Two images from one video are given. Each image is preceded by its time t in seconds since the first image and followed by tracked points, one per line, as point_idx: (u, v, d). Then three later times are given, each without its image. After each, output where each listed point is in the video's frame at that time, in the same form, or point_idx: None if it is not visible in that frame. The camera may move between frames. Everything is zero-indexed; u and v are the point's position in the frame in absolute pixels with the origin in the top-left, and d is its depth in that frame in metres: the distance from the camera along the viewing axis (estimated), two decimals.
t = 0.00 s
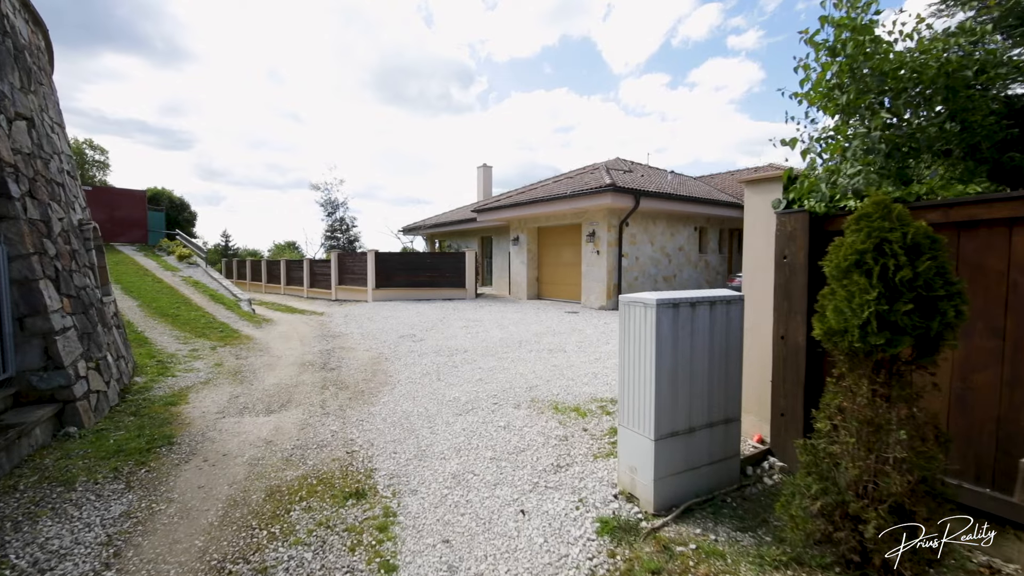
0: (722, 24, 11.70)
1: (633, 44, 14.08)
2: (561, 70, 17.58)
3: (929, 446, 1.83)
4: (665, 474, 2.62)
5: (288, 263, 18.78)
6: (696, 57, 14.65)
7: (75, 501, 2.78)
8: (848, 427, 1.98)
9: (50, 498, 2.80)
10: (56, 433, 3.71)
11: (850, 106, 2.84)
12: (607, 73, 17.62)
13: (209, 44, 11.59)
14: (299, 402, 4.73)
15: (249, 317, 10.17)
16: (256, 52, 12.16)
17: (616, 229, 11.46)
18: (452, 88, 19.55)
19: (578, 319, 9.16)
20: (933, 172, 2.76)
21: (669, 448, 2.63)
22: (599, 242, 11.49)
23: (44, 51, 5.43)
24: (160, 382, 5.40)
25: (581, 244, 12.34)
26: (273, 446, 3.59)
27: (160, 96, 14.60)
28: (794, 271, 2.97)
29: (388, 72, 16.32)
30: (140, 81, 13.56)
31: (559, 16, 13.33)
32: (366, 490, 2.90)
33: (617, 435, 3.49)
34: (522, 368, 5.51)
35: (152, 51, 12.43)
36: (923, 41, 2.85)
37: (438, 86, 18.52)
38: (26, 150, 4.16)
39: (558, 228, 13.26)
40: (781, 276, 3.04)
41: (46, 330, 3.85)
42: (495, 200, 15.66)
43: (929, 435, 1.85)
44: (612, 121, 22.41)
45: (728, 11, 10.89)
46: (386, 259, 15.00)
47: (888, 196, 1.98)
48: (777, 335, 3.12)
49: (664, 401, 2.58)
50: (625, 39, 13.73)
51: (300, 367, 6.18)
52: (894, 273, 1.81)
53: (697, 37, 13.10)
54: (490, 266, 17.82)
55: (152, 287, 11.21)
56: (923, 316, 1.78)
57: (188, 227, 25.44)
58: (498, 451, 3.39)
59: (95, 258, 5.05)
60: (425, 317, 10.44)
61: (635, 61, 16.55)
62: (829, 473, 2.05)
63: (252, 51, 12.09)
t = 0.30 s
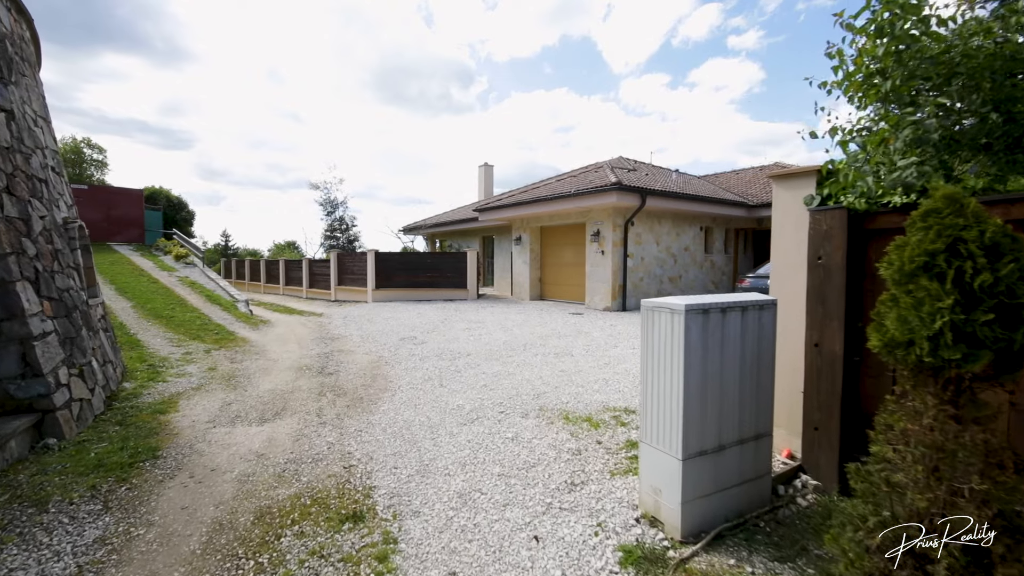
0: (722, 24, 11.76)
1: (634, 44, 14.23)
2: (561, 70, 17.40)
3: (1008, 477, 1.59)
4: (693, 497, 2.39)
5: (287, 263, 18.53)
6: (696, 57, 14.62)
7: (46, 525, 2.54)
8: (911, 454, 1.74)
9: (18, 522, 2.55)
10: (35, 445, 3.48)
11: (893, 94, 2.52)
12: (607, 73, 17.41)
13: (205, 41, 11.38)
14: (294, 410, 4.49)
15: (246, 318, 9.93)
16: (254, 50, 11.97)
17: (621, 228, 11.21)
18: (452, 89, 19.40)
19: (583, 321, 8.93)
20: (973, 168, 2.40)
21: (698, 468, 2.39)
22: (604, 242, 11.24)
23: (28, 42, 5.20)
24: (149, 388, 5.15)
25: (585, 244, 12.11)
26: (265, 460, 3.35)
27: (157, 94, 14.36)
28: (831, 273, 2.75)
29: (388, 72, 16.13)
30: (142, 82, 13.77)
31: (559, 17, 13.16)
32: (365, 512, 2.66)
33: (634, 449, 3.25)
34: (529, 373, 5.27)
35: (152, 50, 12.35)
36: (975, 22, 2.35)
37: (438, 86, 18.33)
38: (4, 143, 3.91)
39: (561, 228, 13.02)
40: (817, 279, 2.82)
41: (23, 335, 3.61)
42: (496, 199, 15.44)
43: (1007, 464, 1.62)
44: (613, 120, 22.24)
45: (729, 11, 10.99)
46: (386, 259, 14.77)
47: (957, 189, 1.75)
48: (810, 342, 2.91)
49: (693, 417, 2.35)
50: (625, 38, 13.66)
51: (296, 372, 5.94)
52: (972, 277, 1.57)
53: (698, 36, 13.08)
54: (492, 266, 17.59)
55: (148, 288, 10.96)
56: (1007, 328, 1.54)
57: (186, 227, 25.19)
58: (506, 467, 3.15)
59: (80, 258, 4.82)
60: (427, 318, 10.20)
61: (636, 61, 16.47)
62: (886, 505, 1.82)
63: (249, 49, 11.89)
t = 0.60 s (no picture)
0: (721, 23, 11.86)
1: (634, 45, 14.25)
2: (561, 70, 17.25)
3: None
4: (727, 523, 2.16)
5: (286, 262, 18.30)
6: (696, 56, 14.90)
7: (14, 552, 2.31)
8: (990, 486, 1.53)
9: None
10: (12, 459, 3.25)
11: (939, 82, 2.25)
12: (607, 72, 17.33)
13: (203, 40, 11.21)
14: (290, 418, 4.25)
15: (243, 320, 9.71)
16: (253, 50, 11.80)
17: (627, 228, 10.95)
18: (452, 89, 19.25)
19: (589, 323, 8.71)
20: None
21: (733, 491, 2.17)
22: (609, 242, 11.00)
23: (12, 34, 4.95)
24: (139, 395, 4.92)
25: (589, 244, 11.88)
26: (258, 475, 3.12)
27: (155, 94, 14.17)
28: (872, 274, 2.55)
29: (388, 72, 15.93)
30: (143, 82, 13.69)
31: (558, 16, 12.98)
32: (363, 536, 2.43)
33: (655, 465, 3.02)
34: (536, 379, 5.03)
35: (150, 50, 12.19)
36: None
37: (438, 86, 18.13)
38: None
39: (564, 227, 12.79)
40: (856, 281, 2.62)
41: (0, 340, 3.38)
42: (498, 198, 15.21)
43: None
44: (613, 120, 22.10)
45: (728, 11, 11.16)
46: (386, 259, 14.54)
47: None
48: (848, 349, 2.70)
49: (728, 435, 2.13)
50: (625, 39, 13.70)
51: (294, 376, 5.71)
52: None
53: (698, 36, 13.22)
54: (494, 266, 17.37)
55: (143, 288, 10.74)
56: None
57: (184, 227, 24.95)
58: (517, 484, 2.92)
59: (65, 259, 4.59)
60: (428, 320, 9.97)
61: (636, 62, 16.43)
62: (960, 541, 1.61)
63: (248, 48, 11.72)
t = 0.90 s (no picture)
0: (720, 24, 12.30)
1: (634, 45, 14.30)
2: (561, 70, 17.11)
3: None
4: (768, 552, 1.94)
5: (285, 262, 18.08)
6: (696, 57, 15.16)
7: None
8: None
9: None
10: None
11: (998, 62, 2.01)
12: (607, 72, 17.15)
13: (201, 39, 11.00)
14: (285, 427, 4.02)
15: (240, 321, 9.49)
16: (249, 49, 11.57)
17: (632, 227, 10.71)
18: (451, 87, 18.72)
19: (594, 324, 8.49)
20: None
21: (773, 517, 1.95)
22: (614, 242, 10.77)
23: None
24: (127, 401, 4.69)
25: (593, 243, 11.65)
26: (248, 491, 2.89)
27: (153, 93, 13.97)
28: (920, 275, 2.33)
29: (388, 72, 15.70)
30: (142, 82, 13.53)
31: (559, 16, 12.87)
32: (361, 564, 2.20)
33: (677, 481, 2.79)
34: (543, 384, 4.81)
35: (149, 50, 12.01)
36: None
37: (439, 86, 17.88)
38: None
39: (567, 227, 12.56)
40: (901, 282, 2.40)
41: None
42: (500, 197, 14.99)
43: None
44: (613, 120, 21.97)
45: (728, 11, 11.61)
46: (386, 259, 14.32)
47: None
48: (890, 357, 2.48)
49: (769, 455, 1.91)
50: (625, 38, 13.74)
51: (291, 381, 5.49)
52: None
53: (698, 36, 13.51)
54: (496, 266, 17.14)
55: (138, 288, 10.52)
56: None
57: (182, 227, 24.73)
58: (528, 503, 2.69)
59: (48, 259, 4.37)
60: (429, 321, 9.76)
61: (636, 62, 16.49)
62: None
63: (246, 48, 11.51)
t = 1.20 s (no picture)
0: (721, 24, 12.69)
1: (634, 44, 14.28)
2: (562, 70, 16.99)
3: None
4: None
5: (285, 262, 17.87)
6: (697, 56, 15.28)
7: None
8: None
9: None
10: None
11: None
12: (608, 72, 17.13)
13: (199, 38, 10.81)
14: (281, 436, 3.81)
15: (238, 322, 9.27)
16: (249, 49, 11.43)
17: (638, 226, 10.49)
18: (453, 90, 18.99)
19: (601, 326, 8.28)
20: None
21: (826, 547, 1.75)
22: (620, 241, 10.55)
23: None
24: (117, 408, 4.47)
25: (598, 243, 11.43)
26: (240, 510, 2.67)
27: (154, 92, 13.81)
28: (978, 278, 2.12)
29: (388, 73, 15.50)
30: (143, 81, 13.39)
31: (559, 16, 12.77)
32: None
33: (706, 500, 2.57)
34: (553, 389, 4.59)
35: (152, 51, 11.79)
36: None
37: (439, 86, 17.65)
38: None
39: (571, 226, 12.34)
40: (954, 284, 2.19)
41: None
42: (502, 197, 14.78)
43: None
44: (613, 120, 21.88)
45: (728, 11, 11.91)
46: (387, 259, 14.11)
47: None
48: (942, 366, 2.26)
49: (824, 477, 1.71)
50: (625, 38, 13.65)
51: (289, 385, 5.27)
52: None
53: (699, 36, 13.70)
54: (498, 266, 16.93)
55: (135, 289, 10.31)
56: None
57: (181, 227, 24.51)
58: (544, 524, 2.47)
59: (31, 259, 4.17)
60: (431, 322, 9.54)
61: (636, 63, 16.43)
62: None
63: (245, 47, 11.36)
